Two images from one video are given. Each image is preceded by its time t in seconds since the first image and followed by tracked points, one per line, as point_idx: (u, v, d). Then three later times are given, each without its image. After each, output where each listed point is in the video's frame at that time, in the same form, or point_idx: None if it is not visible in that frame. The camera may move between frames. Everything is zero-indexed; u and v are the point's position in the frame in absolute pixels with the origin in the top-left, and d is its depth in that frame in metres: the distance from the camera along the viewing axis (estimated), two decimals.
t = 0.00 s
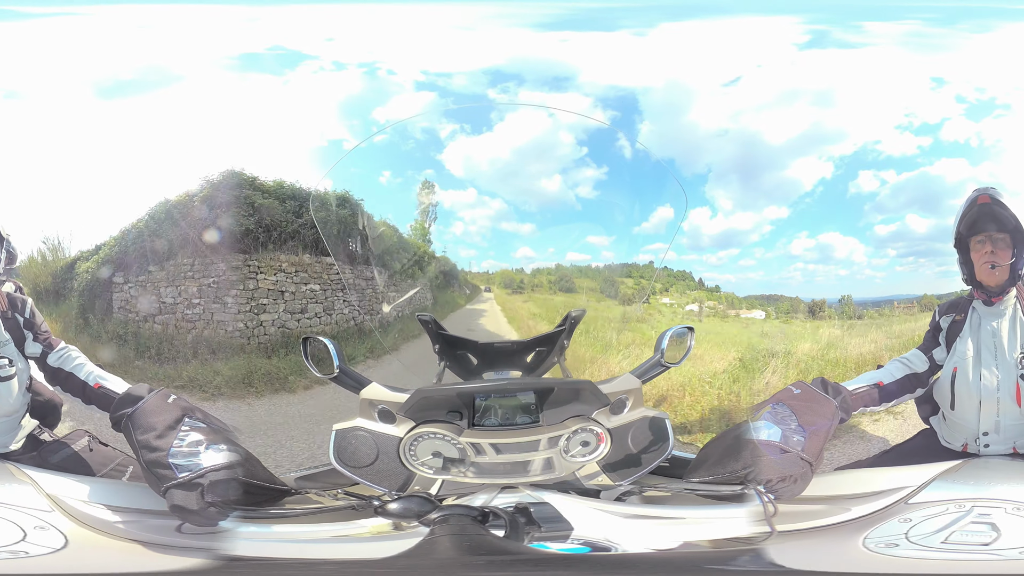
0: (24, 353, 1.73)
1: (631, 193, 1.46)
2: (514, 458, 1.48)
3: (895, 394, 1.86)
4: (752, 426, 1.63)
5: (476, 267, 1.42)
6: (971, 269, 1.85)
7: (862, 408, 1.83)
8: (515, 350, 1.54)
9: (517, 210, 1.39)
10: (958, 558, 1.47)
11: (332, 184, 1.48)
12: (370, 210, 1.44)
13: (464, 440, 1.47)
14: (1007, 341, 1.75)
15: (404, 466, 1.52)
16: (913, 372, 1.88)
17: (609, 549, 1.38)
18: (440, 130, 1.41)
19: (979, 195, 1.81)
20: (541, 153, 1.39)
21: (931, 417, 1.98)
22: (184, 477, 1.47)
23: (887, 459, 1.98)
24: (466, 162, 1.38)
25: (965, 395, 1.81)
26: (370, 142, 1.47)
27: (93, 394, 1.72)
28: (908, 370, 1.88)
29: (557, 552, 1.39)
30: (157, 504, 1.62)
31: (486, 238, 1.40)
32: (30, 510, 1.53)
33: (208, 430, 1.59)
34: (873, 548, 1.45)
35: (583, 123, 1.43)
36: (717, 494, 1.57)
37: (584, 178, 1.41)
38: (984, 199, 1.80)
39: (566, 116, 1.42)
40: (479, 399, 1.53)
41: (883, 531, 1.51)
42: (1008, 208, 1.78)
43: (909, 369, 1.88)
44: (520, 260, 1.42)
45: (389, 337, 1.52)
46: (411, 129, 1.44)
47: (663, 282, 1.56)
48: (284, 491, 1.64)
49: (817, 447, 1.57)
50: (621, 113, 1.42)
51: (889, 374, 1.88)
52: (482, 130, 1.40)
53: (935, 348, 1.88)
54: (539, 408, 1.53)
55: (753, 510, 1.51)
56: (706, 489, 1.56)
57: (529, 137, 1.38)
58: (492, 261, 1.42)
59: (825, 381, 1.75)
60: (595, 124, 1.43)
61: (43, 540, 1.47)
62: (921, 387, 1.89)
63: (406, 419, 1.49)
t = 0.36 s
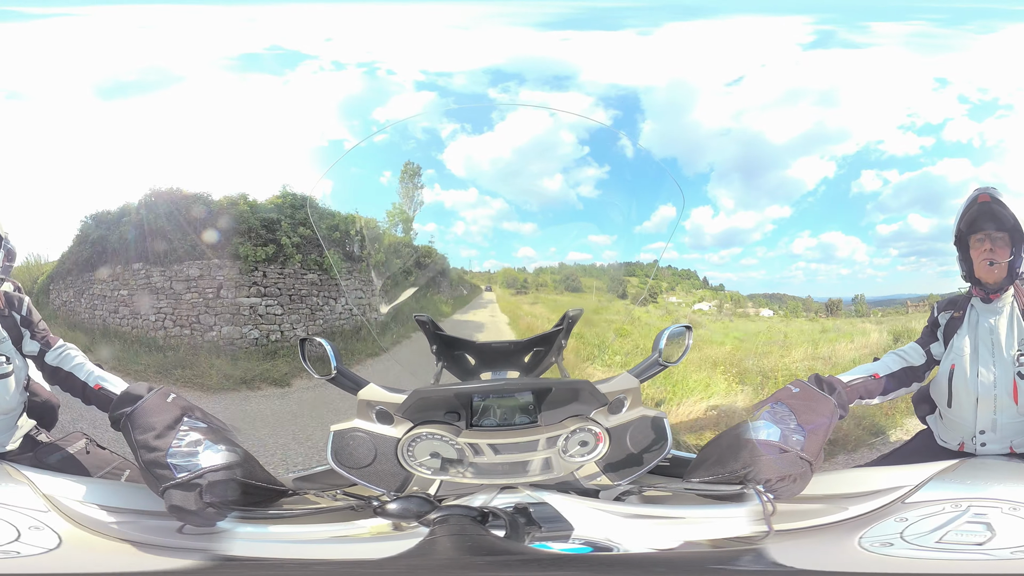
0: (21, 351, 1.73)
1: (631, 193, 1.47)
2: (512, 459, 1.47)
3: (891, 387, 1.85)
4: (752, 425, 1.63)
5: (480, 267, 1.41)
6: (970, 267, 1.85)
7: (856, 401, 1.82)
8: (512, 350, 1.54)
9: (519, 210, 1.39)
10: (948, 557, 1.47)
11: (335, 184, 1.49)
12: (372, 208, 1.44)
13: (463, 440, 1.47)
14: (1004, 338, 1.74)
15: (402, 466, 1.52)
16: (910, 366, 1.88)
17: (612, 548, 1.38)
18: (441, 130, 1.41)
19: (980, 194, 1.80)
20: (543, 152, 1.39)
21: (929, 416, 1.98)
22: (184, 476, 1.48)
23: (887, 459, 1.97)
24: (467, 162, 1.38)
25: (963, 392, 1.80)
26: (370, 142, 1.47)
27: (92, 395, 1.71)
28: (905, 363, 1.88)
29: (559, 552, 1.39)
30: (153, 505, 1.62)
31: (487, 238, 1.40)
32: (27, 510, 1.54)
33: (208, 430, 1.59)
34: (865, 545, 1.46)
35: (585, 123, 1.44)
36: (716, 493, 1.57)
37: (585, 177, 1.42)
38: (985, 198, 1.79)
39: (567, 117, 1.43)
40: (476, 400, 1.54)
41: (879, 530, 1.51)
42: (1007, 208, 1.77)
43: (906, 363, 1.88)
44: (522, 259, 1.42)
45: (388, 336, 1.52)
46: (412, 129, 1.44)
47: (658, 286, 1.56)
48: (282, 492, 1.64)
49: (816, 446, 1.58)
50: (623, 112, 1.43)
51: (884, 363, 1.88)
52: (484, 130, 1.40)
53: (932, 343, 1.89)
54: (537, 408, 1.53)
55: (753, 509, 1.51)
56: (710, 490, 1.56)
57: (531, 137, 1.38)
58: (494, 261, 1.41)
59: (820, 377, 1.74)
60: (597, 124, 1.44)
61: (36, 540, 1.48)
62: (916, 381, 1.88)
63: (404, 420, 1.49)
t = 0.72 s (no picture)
0: (18, 352, 1.71)
1: (633, 194, 1.45)
2: (511, 459, 1.48)
3: (890, 386, 1.85)
4: (749, 424, 1.63)
5: (483, 267, 1.41)
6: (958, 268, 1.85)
7: (852, 402, 1.81)
8: (510, 350, 1.54)
9: (521, 210, 1.39)
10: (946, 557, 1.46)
11: (337, 184, 1.49)
12: (374, 208, 1.44)
13: (461, 440, 1.48)
14: (997, 342, 1.73)
15: (399, 467, 1.52)
16: (905, 369, 1.87)
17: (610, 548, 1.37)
18: (442, 130, 1.41)
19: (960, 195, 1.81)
20: (545, 152, 1.39)
21: (926, 417, 1.97)
22: (179, 478, 1.47)
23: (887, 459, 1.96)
24: (469, 162, 1.38)
25: (957, 395, 1.79)
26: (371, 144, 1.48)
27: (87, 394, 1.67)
28: (900, 365, 1.87)
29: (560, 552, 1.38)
30: (148, 505, 1.63)
31: (488, 238, 1.39)
32: (24, 510, 1.53)
33: (204, 432, 1.58)
34: (866, 546, 1.45)
35: (587, 122, 1.44)
36: (715, 493, 1.56)
37: (587, 177, 1.41)
38: (964, 198, 1.80)
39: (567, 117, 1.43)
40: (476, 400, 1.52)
41: (879, 531, 1.50)
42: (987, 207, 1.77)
43: (902, 364, 1.87)
44: (525, 258, 1.41)
45: (387, 337, 1.52)
46: (412, 129, 1.44)
47: (655, 286, 1.54)
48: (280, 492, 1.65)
49: (814, 445, 1.56)
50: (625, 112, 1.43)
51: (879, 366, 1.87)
52: (485, 129, 1.39)
53: (926, 345, 1.88)
54: (535, 409, 1.52)
55: (751, 508, 1.49)
56: (706, 489, 1.55)
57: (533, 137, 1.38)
58: (495, 261, 1.40)
59: (817, 377, 1.73)
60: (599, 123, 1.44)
61: (33, 540, 1.48)
62: (910, 382, 1.88)
63: (403, 420, 1.49)
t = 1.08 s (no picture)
0: (22, 347, 1.73)
1: (637, 194, 1.45)
2: (496, 462, 1.47)
3: (894, 395, 1.83)
4: (755, 438, 1.62)
5: (485, 267, 1.41)
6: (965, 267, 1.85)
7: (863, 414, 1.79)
8: (507, 354, 1.54)
9: (523, 210, 1.39)
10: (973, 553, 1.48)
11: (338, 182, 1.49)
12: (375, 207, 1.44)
13: (447, 441, 1.48)
14: (1005, 339, 1.73)
15: (384, 464, 1.53)
16: (911, 374, 1.86)
17: (548, 557, 1.34)
18: (442, 130, 1.41)
19: (971, 194, 1.80)
20: (547, 150, 1.39)
21: (936, 419, 1.96)
22: (182, 463, 1.48)
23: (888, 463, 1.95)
24: (471, 161, 1.37)
25: (966, 396, 1.79)
26: (372, 143, 1.48)
27: (95, 385, 1.68)
28: (907, 371, 1.86)
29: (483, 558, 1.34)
30: (157, 491, 1.62)
31: (491, 238, 1.40)
32: (46, 502, 1.54)
33: (207, 417, 1.60)
34: (923, 546, 1.47)
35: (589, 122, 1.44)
36: (719, 507, 1.54)
37: (589, 175, 1.41)
38: (976, 198, 1.79)
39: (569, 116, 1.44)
40: (465, 402, 1.52)
41: (926, 532, 1.50)
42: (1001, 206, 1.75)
43: (907, 370, 1.87)
44: (527, 259, 1.41)
45: (382, 332, 1.52)
46: (413, 129, 1.44)
47: (661, 285, 1.55)
48: (272, 480, 1.66)
49: (825, 455, 1.56)
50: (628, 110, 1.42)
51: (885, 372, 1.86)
52: (486, 128, 1.39)
53: (930, 349, 1.87)
54: (526, 414, 1.52)
55: (762, 520, 1.47)
56: (711, 505, 1.53)
57: (535, 136, 1.39)
58: (498, 261, 1.41)
59: (826, 390, 1.74)
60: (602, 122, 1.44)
61: (67, 531, 1.49)
62: (919, 387, 1.87)
63: (393, 416, 1.49)
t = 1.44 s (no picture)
0: (27, 354, 1.76)
1: (639, 193, 1.46)
2: (502, 458, 1.48)
3: (897, 398, 1.84)
4: (754, 437, 1.62)
5: (492, 266, 1.41)
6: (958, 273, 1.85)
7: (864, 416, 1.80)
8: (511, 350, 1.55)
9: (525, 210, 1.40)
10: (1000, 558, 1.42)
11: (340, 186, 1.49)
12: (379, 212, 1.45)
13: (454, 437, 1.48)
14: (1005, 346, 1.73)
15: (393, 459, 1.53)
16: (914, 378, 1.87)
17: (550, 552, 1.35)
18: (442, 131, 1.41)
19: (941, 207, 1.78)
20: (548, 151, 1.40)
21: (937, 423, 1.97)
22: (191, 467, 1.50)
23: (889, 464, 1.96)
24: (471, 162, 1.38)
25: (967, 400, 1.80)
26: (373, 144, 1.48)
27: (97, 390, 1.75)
28: (908, 376, 1.87)
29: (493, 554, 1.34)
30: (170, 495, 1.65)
31: (493, 239, 1.40)
32: (52, 506, 1.54)
33: (212, 420, 1.62)
34: (909, 550, 1.44)
35: (589, 122, 1.44)
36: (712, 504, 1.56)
37: (590, 175, 1.42)
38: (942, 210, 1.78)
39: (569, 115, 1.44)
40: (470, 397, 1.52)
41: (917, 537, 1.48)
42: (964, 216, 1.74)
43: (909, 374, 1.88)
44: (528, 259, 1.43)
45: (387, 331, 1.55)
46: (414, 129, 1.45)
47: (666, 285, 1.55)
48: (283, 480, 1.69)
49: (822, 456, 1.57)
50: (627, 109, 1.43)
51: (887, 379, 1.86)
52: (486, 129, 1.40)
53: (933, 354, 1.89)
54: (531, 410, 1.52)
55: (753, 519, 1.51)
56: (706, 501, 1.55)
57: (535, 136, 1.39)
58: (499, 261, 1.42)
59: (826, 391, 1.75)
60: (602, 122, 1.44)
61: (79, 536, 1.46)
62: (922, 392, 1.88)
63: (399, 413, 1.51)
